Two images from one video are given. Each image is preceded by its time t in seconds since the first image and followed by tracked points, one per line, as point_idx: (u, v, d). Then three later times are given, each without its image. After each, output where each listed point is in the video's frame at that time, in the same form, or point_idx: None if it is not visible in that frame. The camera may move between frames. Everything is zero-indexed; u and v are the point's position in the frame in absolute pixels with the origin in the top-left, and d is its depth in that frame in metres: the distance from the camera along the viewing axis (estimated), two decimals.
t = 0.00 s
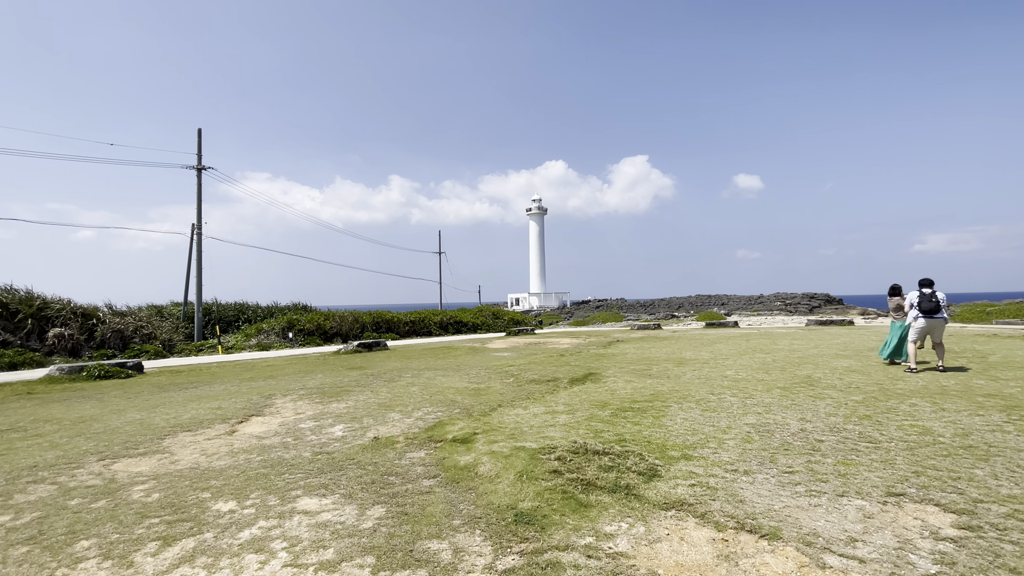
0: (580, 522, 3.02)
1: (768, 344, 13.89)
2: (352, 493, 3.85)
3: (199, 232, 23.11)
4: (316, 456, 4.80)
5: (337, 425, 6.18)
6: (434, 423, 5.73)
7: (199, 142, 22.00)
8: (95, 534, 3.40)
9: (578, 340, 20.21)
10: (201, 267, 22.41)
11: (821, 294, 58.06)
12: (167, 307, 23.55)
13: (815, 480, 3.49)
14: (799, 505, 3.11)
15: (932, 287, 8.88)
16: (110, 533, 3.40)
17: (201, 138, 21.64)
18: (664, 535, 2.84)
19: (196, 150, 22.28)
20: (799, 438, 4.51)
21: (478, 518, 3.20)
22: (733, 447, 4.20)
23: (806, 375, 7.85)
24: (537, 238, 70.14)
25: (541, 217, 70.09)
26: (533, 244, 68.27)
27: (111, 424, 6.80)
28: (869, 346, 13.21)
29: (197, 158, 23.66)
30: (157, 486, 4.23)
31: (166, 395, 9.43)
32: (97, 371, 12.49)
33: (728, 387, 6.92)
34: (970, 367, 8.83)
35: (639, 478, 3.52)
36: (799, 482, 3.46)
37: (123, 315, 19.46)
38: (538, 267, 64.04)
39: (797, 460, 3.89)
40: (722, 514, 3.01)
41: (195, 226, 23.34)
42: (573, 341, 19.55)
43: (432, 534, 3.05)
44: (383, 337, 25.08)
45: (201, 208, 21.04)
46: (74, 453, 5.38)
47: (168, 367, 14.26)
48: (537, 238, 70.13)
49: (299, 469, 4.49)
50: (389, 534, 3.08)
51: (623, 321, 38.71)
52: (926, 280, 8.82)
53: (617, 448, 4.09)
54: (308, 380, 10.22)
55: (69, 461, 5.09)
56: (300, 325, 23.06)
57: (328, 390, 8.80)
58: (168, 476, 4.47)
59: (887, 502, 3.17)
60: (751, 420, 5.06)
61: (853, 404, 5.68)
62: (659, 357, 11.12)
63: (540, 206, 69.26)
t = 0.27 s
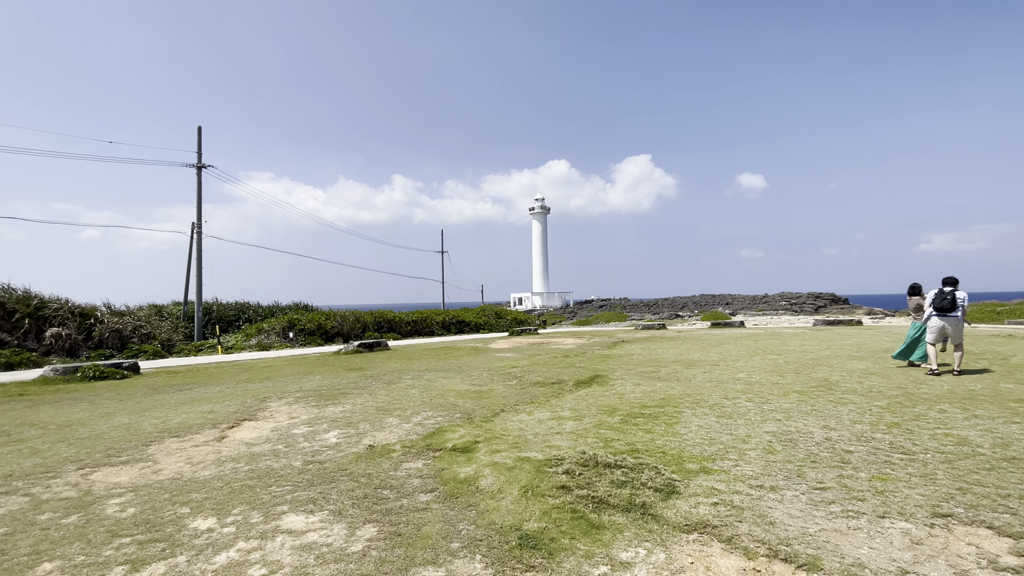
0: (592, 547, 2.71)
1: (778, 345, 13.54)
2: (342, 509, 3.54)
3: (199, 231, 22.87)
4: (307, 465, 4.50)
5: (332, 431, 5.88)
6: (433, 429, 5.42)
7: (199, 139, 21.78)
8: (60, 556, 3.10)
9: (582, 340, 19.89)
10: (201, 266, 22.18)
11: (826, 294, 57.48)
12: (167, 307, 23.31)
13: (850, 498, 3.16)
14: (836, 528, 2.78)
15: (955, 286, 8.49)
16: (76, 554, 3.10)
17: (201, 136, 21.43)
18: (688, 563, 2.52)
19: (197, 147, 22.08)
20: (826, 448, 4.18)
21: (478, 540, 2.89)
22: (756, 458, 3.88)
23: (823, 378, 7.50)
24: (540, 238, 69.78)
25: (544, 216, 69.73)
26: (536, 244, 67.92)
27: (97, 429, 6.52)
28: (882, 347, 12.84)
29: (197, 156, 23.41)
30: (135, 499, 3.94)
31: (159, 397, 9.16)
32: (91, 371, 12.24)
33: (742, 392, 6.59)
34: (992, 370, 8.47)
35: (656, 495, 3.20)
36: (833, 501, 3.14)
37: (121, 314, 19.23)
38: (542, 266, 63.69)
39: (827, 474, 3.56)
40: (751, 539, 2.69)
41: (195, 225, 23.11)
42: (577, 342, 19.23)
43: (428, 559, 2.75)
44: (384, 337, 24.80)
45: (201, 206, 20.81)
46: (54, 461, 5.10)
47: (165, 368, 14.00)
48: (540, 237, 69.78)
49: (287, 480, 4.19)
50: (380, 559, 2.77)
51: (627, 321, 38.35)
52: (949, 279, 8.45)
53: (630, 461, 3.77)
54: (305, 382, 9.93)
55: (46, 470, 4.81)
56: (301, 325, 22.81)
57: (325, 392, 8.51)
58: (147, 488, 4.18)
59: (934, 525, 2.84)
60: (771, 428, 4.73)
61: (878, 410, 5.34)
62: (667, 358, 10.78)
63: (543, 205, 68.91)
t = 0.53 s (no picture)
0: (615, 568, 2.39)
1: (789, 344, 13.20)
2: (335, 520, 3.23)
3: (199, 228, 22.59)
4: (299, 470, 4.18)
5: (328, 433, 5.57)
6: (434, 431, 5.10)
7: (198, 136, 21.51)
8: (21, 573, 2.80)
9: (586, 340, 19.56)
10: (200, 264, 21.89)
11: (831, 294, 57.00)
12: (166, 305, 23.04)
13: (900, 511, 2.83)
14: (891, 546, 2.46)
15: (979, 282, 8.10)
16: (38, 572, 2.79)
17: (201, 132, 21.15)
18: None
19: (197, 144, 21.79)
20: (861, 454, 3.85)
21: (486, 558, 2.57)
22: (787, 465, 3.55)
23: (843, 377, 7.16)
24: (543, 237, 69.43)
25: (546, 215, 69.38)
26: (538, 243, 67.57)
27: (83, 430, 6.22)
28: (897, 345, 12.47)
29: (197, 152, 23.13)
30: (112, 508, 3.63)
31: (152, 397, 8.86)
32: (86, 370, 11.96)
33: (760, 392, 6.26)
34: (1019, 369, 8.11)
35: (682, 507, 2.87)
36: (882, 514, 2.81)
37: (119, 313, 18.95)
38: (544, 266, 63.35)
39: (869, 483, 3.23)
40: (796, 559, 2.36)
41: (194, 222, 22.83)
42: (581, 341, 18.89)
43: None
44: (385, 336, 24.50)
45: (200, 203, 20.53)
46: (32, 465, 4.80)
47: (161, 367, 13.71)
48: (542, 236, 69.42)
49: (277, 486, 3.87)
50: None
51: (630, 320, 37.99)
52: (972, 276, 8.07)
53: (651, 467, 3.44)
54: (303, 381, 9.62)
55: (23, 475, 4.51)
56: (301, 324, 22.52)
57: (323, 392, 8.20)
58: (127, 495, 3.87)
59: (1001, 543, 2.51)
60: (798, 432, 4.39)
61: (909, 412, 5.01)
62: (676, 357, 10.45)
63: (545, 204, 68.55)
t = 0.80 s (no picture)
0: None
1: (797, 347, 12.91)
2: (326, 550, 2.94)
3: (197, 228, 22.30)
4: (290, 490, 3.89)
5: (323, 445, 5.28)
6: (435, 445, 4.82)
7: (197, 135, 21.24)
8: None
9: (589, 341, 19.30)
10: (199, 265, 21.62)
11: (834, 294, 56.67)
12: (164, 307, 22.76)
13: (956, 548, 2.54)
14: None
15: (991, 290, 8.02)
16: None
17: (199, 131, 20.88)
18: None
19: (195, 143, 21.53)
20: (897, 476, 3.56)
21: None
22: (819, 489, 3.26)
23: (861, 384, 6.87)
24: (544, 237, 69.19)
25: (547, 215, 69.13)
26: (539, 244, 67.25)
27: (67, 441, 5.94)
28: (908, 348, 12.18)
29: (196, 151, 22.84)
30: (85, 535, 3.35)
31: (144, 403, 8.59)
32: (79, 374, 11.67)
33: (776, 401, 5.97)
34: None
35: (711, 541, 2.58)
36: (936, 552, 2.52)
37: (116, 314, 18.67)
38: (545, 266, 63.06)
39: (913, 514, 2.95)
40: None
41: (193, 222, 22.55)
42: (584, 343, 18.61)
43: None
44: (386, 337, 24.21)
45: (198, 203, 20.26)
46: (8, 482, 4.51)
47: (157, 370, 13.43)
48: (544, 236, 69.19)
49: (266, 508, 3.58)
50: None
51: (632, 321, 37.73)
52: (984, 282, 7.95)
53: (671, 491, 3.16)
54: (300, 386, 9.34)
55: None
56: (300, 325, 22.25)
57: (320, 398, 7.92)
58: (104, 519, 3.58)
59: None
60: (824, 448, 4.11)
61: (939, 426, 4.73)
62: (684, 361, 10.16)
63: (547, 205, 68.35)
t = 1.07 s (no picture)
0: None
1: (806, 347, 12.59)
2: (312, 575, 2.63)
3: (194, 227, 21.98)
4: (277, 502, 3.59)
5: (315, 451, 4.98)
6: (435, 453, 4.51)
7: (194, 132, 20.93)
8: None
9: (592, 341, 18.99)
10: (195, 264, 21.31)
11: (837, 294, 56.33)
12: (160, 306, 22.44)
13: None
14: None
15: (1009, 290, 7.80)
16: None
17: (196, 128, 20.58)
18: None
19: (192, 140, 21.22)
20: (940, 489, 3.26)
21: None
22: (859, 504, 2.96)
23: (881, 386, 6.56)
24: (545, 237, 68.87)
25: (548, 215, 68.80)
26: (540, 243, 66.93)
27: (47, 446, 5.64)
28: (922, 348, 11.86)
29: (193, 148, 22.51)
30: (49, 554, 3.04)
31: (133, 406, 8.28)
32: (69, 375, 11.37)
33: (795, 404, 5.67)
34: None
35: (748, 569, 2.28)
36: None
37: (111, 314, 18.35)
38: (546, 265, 62.74)
39: (967, 534, 2.65)
40: None
41: (190, 220, 22.25)
42: (587, 343, 18.30)
43: None
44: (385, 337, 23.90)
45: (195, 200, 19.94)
46: None
47: (150, 371, 13.12)
48: (544, 236, 68.87)
49: (249, 523, 3.28)
50: None
51: (634, 321, 37.41)
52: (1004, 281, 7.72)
53: (696, 509, 2.84)
54: (295, 388, 9.04)
55: None
56: (299, 325, 21.94)
57: (315, 401, 7.61)
58: (72, 536, 3.28)
59: None
60: (855, 457, 3.81)
61: (973, 432, 4.43)
62: (692, 362, 9.85)
63: (547, 204, 68.02)
